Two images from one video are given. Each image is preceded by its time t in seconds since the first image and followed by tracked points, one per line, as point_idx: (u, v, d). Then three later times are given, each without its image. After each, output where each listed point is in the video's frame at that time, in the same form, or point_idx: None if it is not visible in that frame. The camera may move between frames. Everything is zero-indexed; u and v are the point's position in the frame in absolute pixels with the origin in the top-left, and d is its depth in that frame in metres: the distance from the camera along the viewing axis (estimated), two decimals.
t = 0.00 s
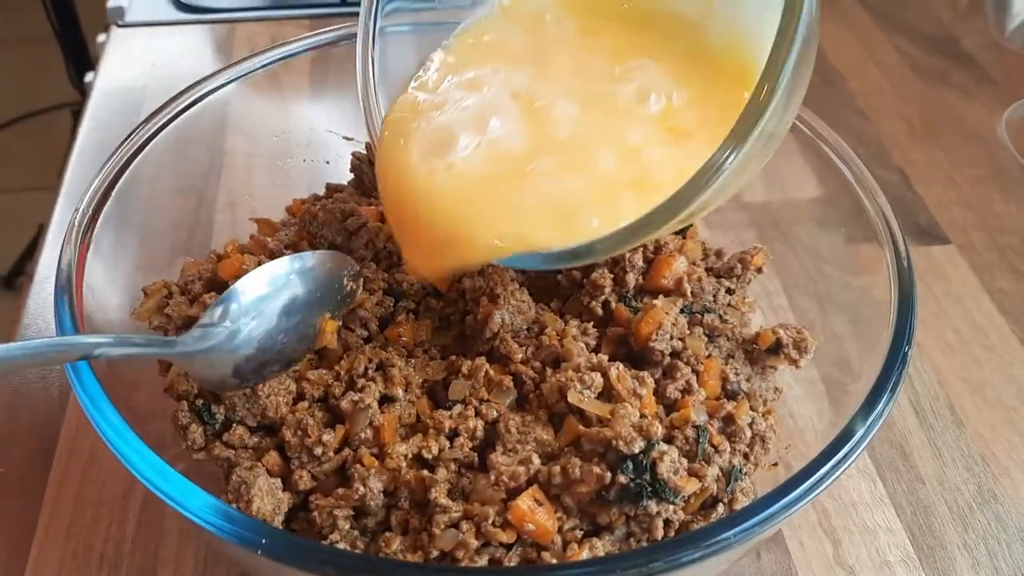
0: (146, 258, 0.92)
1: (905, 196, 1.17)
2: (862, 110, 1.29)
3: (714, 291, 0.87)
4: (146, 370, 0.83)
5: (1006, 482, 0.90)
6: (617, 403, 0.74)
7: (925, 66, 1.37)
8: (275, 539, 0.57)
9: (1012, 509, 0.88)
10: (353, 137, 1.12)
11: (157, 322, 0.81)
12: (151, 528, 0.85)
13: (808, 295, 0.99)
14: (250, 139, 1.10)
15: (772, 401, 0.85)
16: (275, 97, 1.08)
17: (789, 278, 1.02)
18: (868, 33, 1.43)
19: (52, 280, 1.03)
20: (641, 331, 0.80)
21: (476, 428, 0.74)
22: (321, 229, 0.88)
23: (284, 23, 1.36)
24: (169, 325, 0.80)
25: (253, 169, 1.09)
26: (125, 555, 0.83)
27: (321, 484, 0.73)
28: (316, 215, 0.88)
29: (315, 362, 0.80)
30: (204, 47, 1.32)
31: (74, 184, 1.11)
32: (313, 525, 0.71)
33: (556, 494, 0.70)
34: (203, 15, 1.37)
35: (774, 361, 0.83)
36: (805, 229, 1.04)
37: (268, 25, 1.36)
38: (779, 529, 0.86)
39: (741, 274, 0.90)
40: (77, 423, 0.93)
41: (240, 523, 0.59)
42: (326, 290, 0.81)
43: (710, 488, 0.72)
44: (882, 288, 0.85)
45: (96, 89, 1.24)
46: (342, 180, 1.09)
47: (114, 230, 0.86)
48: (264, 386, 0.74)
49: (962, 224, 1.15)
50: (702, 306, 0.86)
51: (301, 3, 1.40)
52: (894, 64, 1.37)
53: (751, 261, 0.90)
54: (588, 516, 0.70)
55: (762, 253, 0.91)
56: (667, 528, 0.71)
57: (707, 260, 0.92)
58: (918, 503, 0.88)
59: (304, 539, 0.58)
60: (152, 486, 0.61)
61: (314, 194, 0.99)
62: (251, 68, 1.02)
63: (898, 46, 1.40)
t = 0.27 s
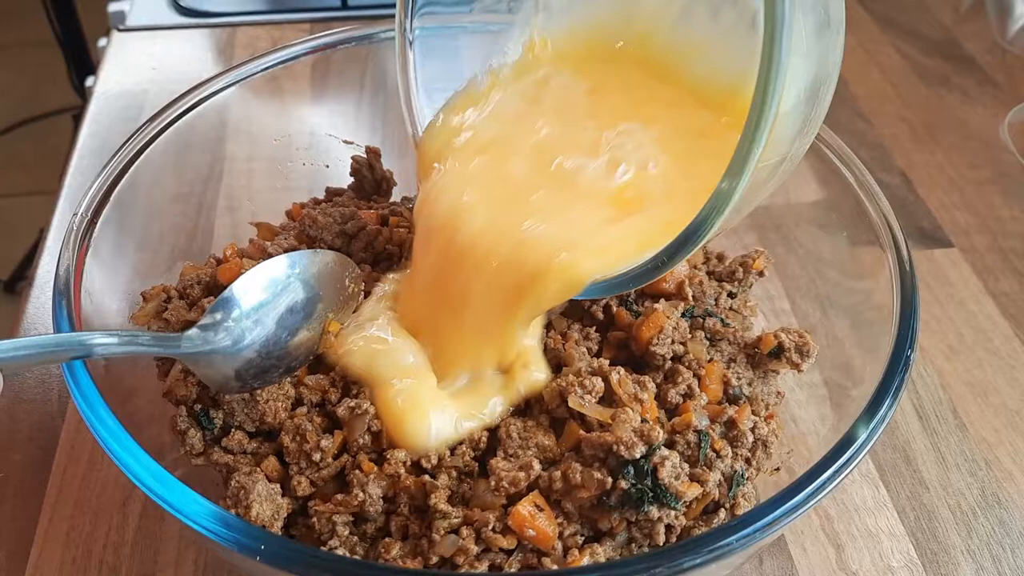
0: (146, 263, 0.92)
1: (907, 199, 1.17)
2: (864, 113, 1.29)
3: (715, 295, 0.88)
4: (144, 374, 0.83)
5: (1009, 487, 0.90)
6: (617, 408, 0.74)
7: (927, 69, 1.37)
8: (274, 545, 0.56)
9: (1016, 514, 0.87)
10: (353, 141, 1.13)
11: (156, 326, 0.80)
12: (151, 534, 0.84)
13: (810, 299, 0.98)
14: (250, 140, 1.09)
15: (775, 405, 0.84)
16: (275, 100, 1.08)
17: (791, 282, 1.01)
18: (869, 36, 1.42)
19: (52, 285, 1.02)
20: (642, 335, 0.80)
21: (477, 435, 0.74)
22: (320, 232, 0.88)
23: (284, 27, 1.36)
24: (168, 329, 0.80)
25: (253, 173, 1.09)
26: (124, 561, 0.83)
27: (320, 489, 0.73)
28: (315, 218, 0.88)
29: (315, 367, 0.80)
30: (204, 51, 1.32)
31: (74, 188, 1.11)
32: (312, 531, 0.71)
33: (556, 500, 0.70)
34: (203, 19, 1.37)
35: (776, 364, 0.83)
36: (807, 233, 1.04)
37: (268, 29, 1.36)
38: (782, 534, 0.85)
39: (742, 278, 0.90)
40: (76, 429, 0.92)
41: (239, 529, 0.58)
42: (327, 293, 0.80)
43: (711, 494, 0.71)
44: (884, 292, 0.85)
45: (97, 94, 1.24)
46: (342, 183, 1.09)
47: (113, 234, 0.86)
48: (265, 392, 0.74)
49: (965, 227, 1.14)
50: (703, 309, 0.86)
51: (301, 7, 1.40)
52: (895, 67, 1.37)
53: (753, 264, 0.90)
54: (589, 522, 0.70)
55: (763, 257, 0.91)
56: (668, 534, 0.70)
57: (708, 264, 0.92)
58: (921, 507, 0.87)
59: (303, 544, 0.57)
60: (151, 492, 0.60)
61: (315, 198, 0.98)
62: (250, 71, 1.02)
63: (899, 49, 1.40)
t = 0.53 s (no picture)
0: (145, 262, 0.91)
1: (910, 198, 1.16)
2: (866, 113, 1.28)
3: (717, 293, 0.88)
4: (143, 373, 0.83)
5: (1014, 486, 0.89)
6: (620, 406, 0.75)
7: (930, 68, 1.36)
8: (275, 544, 0.56)
9: (1021, 514, 0.87)
10: (353, 140, 1.12)
11: (156, 326, 0.81)
12: (150, 534, 0.84)
13: (812, 298, 0.98)
14: (250, 141, 1.09)
15: (779, 404, 0.84)
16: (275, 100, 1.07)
17: (794, 281, 1.01)
18: (872, 36, 1.42)
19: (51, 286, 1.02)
20: (643, 333, 0.82)
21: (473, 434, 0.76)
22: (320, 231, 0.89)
23: (285, 28, 1.36)
24: (168, 327, 0.80)
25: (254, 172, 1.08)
26: (124, 561, 0.82)
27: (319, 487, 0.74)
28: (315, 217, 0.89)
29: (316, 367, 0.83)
30: (205, 52, 1.32)
31: (74, 188, 1.11)
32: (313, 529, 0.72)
33: (558, 498, 0.73)
34: (204, 19, 1.36)
35: (779, 362, 0.82)
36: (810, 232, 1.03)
37: (269, 30, 1.36)
38: (785, 533, 0.85)
39: (745, 276, 0.90)
40: (76, 429, 0.92)
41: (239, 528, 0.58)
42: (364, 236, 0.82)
43: (714, 492, 0.72)
44: (887, 290, 0.84)
45: (97, 94, 1.24)
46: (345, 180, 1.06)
47: (113, 233, 0.85)
48: (262, 390, 0.77)
49: (969, 226, 1.14)
50: (706, 307, 0.86)
51: (302, 7, 1.39)
52: (898, 66, 1.36)
53: (756, 262, 0.90)
54: (591, 520, 0.73)
55: (765, 255, 0.90)
56: (672, 533, 0.72)
57: (710, 261, 0.92)
58: (925, 506, 0.87)
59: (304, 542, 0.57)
60: (151, 491, 0.60)
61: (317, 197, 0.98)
62: (249, 69, 1.02)
63: (902, 48, 1.40)
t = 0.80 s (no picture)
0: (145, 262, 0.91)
1: (909, 197, 1.16)
2: (866, 112, 1.28)
3: (716, 292, 0.89)
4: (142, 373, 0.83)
5: (1014, 485, 0.89)
6: (618, 404, 0.75)
7: (930, 68, 1.36)
8: (273, 540, 0.56)
9: (1020, 512, 0.87)
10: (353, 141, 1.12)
11: (154, 325, 0.81)
12: (150, 535, 0.84)
13: (812, 297, 0.98)
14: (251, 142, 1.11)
15: (777, 403, 0.84)
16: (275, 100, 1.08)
17: (793, 280, 1.01)
18: (872, 35, 1.42)
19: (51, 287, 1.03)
20: (643, 331, 0.82)
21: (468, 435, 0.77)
22: (319, 230, 0.89)
23: (286, 29, 1.36)
24: (168, 326, 0.80)
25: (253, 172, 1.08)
26: (124, 561, 0.82)
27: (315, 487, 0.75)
28: (315, 216, 0.90)
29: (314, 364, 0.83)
30: (205, 52, 1.32)
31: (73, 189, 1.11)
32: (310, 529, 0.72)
33: (556, 497, 0.72)
34: (204, 20, 1.36)
35: (777, 361, 0.83)
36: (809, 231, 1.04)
37: (269, 30, 1.36)
38: (784, 532, 0.85)
39: (744, 275, 0.90)
40: (76, 430, 0.92)
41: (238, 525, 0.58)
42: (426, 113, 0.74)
43: (712, 491, 0.72)
44: (885, 288, 0.84)
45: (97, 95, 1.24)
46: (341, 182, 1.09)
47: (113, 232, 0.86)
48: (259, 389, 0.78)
49: (968, 225, 1.14)
50: (704, 306, 0.87)
51: (302, 7, 1.39)
52: (898, 65, 1.36)
53: (754, 261, 0.90)
54: (590, 519, 0.73)
55: (764, 253, 0.91)
56: (670, 531, 0.72)
57: (709, 260, 0.93)
58: (924, 505, 0.87)
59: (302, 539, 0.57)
60: (150, 490, 0.60)
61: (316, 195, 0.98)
62: (249, 69, 1.02)
63: (902, 48, 1.40)
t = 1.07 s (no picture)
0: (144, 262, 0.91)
1: (910, 196, 1.16)
2: (867, 111, 1.28)
3: (718, 292, 0.89)
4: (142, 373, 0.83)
5: (1016, 484, 0.89)
6: (619, 405, 0.75)
7: (931, 66, 1.36)
8: (274, 540, 0.56)
9: None
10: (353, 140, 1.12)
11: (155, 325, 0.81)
12: (150, 535, 0.84)
13: (813, 296, 0.97)
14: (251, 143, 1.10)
15: (779, 403, 0.84)
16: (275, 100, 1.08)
17: (794, 279, 1.01)
18: (874, 34, 1.42)
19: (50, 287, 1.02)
20: (644, 330, 0.81)
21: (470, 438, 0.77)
22: (319, 230, 0.89)
23: (285, 29, 1.36)
24: (168, 327, 0.81)
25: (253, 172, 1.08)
26: (124, 562, 0.82)
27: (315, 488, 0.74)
28: (315, 217, 0.90)
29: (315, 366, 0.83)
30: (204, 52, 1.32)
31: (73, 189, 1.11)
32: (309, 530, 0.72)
33: (557, 497, 0.72)
34: (203, 19, 1.36)
35: (779, 361, 0.83)
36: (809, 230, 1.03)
37: (269, 30, 1.36)
38: (786, 532, 0.85)
39: (745, 274, 0.90)
40: (76, 431, 0.92)
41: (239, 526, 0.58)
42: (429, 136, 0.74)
43: (714, 491, 0.72)
44: (886, 288, 0.84)
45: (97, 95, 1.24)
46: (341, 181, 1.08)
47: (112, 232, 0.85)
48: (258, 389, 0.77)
49: (970, 224, 1.13)
50: (706, 305, 0.87)
51: (302, 7, 1.39)
52: (899, 64, 1.36)
53: (755, 260, 0.90)
54: (591, 519, 0.73)
55: (766, 252, 0.91)
56: (671, 532, 0.72)
57: (711, 260, 0.93)
58: (927, 505, 0.86)
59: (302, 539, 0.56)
60: (150, 491, 0.60)
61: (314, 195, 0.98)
62: (249, 69, 1.02)
63: (903, 47, 1.39)
